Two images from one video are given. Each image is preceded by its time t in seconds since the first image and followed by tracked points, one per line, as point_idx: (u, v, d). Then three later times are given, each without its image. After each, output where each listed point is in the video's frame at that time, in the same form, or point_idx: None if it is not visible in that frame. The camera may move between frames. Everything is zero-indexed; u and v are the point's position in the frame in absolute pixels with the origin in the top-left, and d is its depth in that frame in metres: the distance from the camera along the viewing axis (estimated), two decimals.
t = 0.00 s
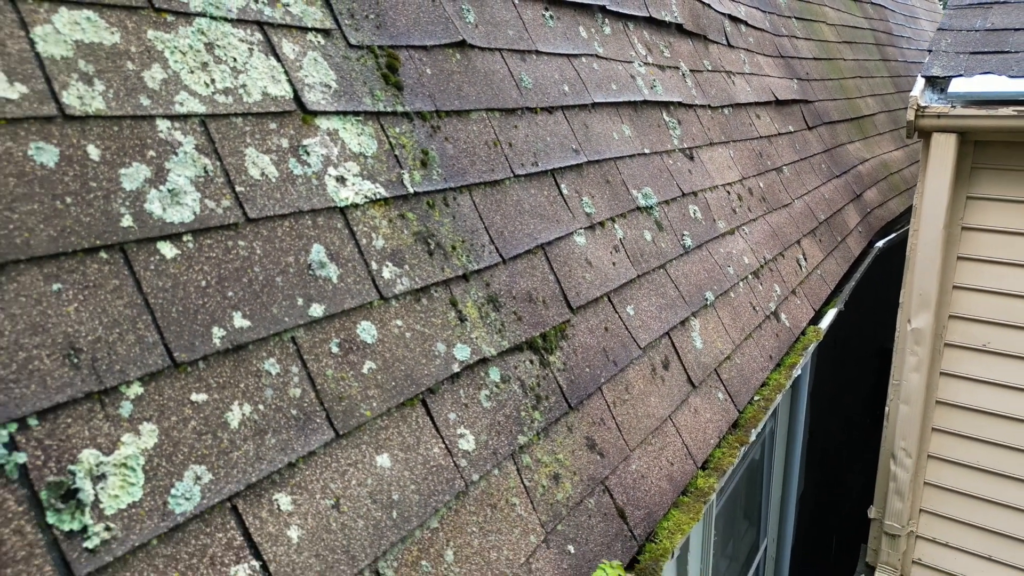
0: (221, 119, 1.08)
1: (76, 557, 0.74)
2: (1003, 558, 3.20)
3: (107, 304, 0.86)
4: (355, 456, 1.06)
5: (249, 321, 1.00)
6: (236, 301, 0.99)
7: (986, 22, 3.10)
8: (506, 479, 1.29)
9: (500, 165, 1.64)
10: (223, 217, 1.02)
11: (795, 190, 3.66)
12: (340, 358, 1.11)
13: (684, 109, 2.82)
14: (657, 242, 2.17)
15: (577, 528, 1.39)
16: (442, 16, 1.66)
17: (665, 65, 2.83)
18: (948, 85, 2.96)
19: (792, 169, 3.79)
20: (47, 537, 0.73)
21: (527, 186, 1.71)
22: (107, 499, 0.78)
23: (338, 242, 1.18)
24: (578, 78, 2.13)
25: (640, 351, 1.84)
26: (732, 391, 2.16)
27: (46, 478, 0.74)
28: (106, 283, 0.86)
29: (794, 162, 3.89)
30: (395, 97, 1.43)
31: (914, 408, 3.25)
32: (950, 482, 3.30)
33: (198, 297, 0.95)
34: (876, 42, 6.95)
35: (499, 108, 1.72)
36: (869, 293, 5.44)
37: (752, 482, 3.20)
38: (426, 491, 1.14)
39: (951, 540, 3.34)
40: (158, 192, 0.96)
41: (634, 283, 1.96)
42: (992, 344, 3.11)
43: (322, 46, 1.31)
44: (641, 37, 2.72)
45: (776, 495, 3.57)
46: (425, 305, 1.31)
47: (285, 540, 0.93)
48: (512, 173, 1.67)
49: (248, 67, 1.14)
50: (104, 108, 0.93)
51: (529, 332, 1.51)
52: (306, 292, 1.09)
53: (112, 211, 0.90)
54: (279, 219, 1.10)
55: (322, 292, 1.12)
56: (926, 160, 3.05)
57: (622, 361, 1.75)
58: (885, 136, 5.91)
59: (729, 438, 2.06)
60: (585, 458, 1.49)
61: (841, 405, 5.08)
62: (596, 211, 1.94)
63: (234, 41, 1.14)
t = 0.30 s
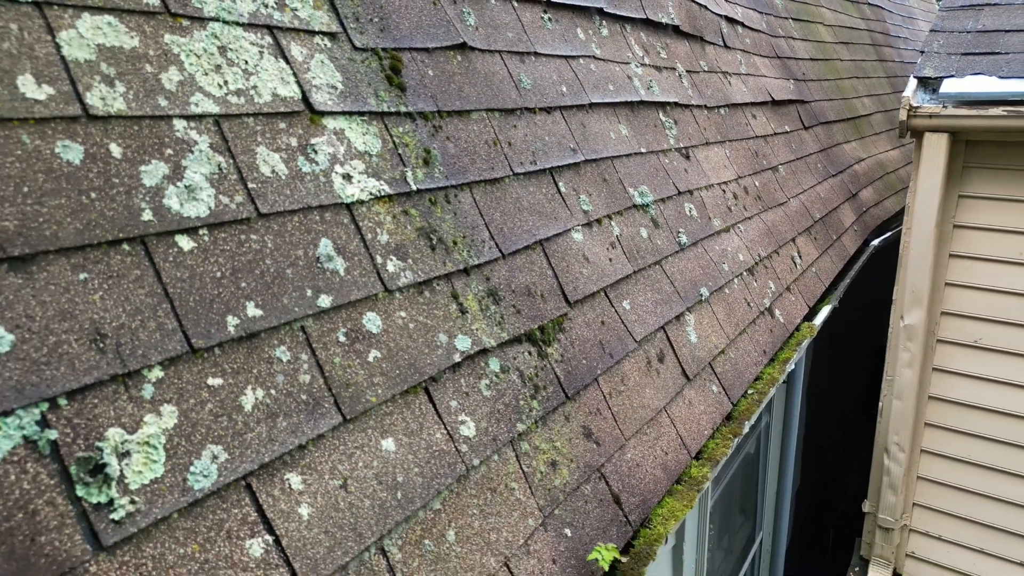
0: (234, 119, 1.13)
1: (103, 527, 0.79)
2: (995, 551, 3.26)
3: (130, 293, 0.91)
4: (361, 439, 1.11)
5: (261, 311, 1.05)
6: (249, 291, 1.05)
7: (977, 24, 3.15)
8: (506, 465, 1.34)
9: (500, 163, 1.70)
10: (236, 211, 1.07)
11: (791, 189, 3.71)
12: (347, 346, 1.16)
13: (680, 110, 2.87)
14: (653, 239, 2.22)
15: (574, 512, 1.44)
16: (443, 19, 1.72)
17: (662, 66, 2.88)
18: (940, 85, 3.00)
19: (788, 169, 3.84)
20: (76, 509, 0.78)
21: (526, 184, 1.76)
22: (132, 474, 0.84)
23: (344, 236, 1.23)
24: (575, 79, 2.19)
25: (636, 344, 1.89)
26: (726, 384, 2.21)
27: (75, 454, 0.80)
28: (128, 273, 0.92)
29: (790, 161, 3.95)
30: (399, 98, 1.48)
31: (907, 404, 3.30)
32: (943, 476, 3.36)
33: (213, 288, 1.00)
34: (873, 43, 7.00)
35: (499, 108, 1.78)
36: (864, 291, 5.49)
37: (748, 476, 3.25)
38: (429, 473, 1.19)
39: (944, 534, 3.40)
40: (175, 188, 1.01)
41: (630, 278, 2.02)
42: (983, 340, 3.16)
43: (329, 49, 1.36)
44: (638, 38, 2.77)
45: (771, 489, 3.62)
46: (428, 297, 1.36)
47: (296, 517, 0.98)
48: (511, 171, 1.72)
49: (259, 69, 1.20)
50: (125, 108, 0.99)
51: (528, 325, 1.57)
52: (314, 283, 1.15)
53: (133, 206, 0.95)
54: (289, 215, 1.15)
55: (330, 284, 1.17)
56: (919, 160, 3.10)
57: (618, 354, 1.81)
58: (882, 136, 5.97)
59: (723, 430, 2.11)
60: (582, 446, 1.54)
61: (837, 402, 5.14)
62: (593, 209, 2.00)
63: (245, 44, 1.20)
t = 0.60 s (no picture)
0: (246, 115, 1.18)
1: (129, 494, 0.85)
2: (987, 542, 3.33)
3: (151, 277, 0.96)
4: (368, 419, 1.17)
5: (273, 296, 1.11)
6: (262, 278, 1.10)
7: (969, 24, 3.21)
8: (505, 447, 1.40)
9: (500, 158, 1.75)
10: (249, 202, 1.13)
11: (786, 186, 3.77)
12: (354, 331, 1.22)
13: (677, 108, 2.93)
14: (649, 233, 2.28)
15: (571, 494, 1.50)
16: (445, 20, 1.77)
17: (659, 65, 2.94)
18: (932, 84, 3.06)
19: (784, 166, 3.90)
20: (104, 476, 0.84)
21: (525, 179, 1.82)
22: (154, 446, 0.89)
23: (351, 227, 1.29)
24: (574, 78, 2.24)
25: (632, 334, 1.95)
26: (721, 375, 2.27)
27: (103, 425, 0.85)
28: (149, 259, 0.97)
29: (786, 159, 4.00)
30: (402, 95, 1.54)
31: (900, 397, 3.35)
32: (936, 468, 3.42)
33: (228, 274, 1.06)
34: (870, 43, 7.06)
35: (499, 106, 1.83)
36: (859, 288, 5.55)
37: (744, 468, 3.30)
38: (433, 452, 1.25)
39: (937, 525, 3.46)
40: (192, 179, 1.06)
41: (626, 271, 2.07)
42: (975, 334, 3.22)
43: (335, 48, 1.42)
44: (635, 38, 2.83)
45: (767, 481, 3.67)
46: (431, 286, 1.42)
47: (307, 490, 1.03)
48: (511, 166, 1.78)
49: (269, 67, 1.25)
50: (145, 104, 1.04)
51: (527, 314, 1.62)
52: (323, 271, 1.20)
53: (154, 195, 1.01)
54: (299, 205, 1.21)
55: (338, 272, 1.23)
56: (911, 157, 3.15)
57: (615, 344, 1.86)
58: (878, 135, 6.02)
59: (717, 419, 2.17)
60: (579, 431, 1.60)
61: (832, 398, 5.20)
62: (591, 203, 2.05)
63: (257, 43, 1.25)
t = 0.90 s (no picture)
0: (255, 91, 1.23)
1: (148, 441, 0.90)
2: (979, 526, 3.38)
3: (167, 241, 1.01)
4: (373, 383, 1.22)
5: (282, 264, 1.15)
6: (271, 246, 1.15)
7: (961, 16, 3.26)
8: (505, 416, 1.45)
9: (499, 141, 1.80)
10: (259, 173, 1.18)
11: (783, 177, 3.81)
12: (359, 300, 1.26)
13: (674, 98, 2.97)
14: (646, 218, 2.32)
15: (568, 463, 1.54)
16: (446, 6, 1.82)
17: (656, 56, 2.98)
18: (925, 75, 3.09)
19: (780, 158, 3.94)
20: (124, 424, 0.88)
21: (524, 162, 1.87)
22: (171, 398, 0.94)
23: (355, 201, 1.34)
24: (572, 65, 2.29)
25: (628, 315, 2.00)
26: (716, 357, 2.32)
27: (123, 376, 0.90)
28: (165, 224, 1.02)
29: (783, 151, 4.05)
30: (404, 77, 1.59)
31: (894, 384, 3.40)
32: (929, 455, 3.47)
33: (239, 241, 1.10)
34: (867, 39, 7.10)
35: (498, 90, 1.88)
36: (855, 281, 5.60)
37: (739, 453, 3.35)
38: (435, 418, 1.30)
39: (930, 511, 3.52)
40: (205, 150, 1.11)
41: (623, 254, 2.12)
42: (967, 322, 3.27)
43: (340, 30, 1.47)
44: (633, 29, 2.88)
45: (763, 468, 3.72)
46: (432, 261, 1.46)
47: (315, 447, 1.08)
48: (510, 149, 1.83)
49: (277, 46, 1.30)
50: (159, 77, 1.09)
51: (526, 291, 1.67)
52: (329, 242, 1.25)
53: (168, 164, 1.05)
54: (306, 179, 1.26)
55: (343, 243, 1.27)
56: (905, 147, 3.19)
57: (611, 323, 1.91)
58: (875, 130, 6.07)
59: (712, 399, 2.21)
60: (576, 404, 1.64)
61: (828, 390, 5.24)
62: (589, 187, 2.10)
63: (265, 23, 1.30)
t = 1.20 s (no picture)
0: (260, 77, 1.26)
1: (158, 411, 0.93)
2: (974, 517, 3.42)
3: (175, 220, 1.04)
4: (375, 362, 1.25)
5: (286, 245, 1.18)
6: (275, 227, 1.18)
7: (956, 12, 3.30)
8: (503, 397, 1.48)
9: (498, 130, 1.83)
10: (263, 156, 1.21)
11: (780, 172, 3.84)
12: (361, 282, 1.29)
13: (672, 92, 3.00)
14: (643, 209, 2.35)
15: (566, 444, 1.58)
16: None
17: (654, 50, 3.01)
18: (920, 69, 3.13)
19: (777, 153, 3.97)
20: (135, 394, 0.91)
21: (522, 151, 1.90)
22: (180, 370, 0.97)
23: (357, 186, 1.37)
24: (570, 57, 2.32)
25: (626, 302, 2.03)
26: (712, 345, 2.35)
27: (134, 348, 0.93)
28: (173, 204, 1.05)
29: (780, 146, 4.08)
30: (405, 66, 1.62)
31: (890, 376, 3.42)
32: (924, 445, 3.51)
33: (245, 221, 1.13)
34: (865, 37, 7.13)
35: (497, 81, 1.91)
36: (852, 277, 5.63)
37: (736, 444, 3.39)
38: (435, 397, 1.33)
39: (926, 501, 3.55)
40: (211, 133, 1.14)
41: (621, 243, 2.15)
42: (962, 314, 3.30)
43: (342, 19, 1.50)
44: (630, 24, 2.91)
45: (759, 459, 3.75)
46: (433, 246, 1.49)
47: (318, 421, 1.11)
48: (509, 139, 1.86)
49: (281, 34, 1.33)
50: (167, 62, 1.12)
51: (524, 277, 1.70)
52: (332, 225, 1.28)
53: (176, 146, 1.08)
54: (309, 163, 1.29)
55: (345, 226, 1.30)
56: (900, 141, 3.22)
57: (609, 310, 1.94)
58: (873, 126, 6.10)
59: (708, 386, 2.24)
60: (574, 388, 1.68)
61: (826, 384, 5.27)
62: (586, 177, 2.13)
63: (268, 11, 1.33)
